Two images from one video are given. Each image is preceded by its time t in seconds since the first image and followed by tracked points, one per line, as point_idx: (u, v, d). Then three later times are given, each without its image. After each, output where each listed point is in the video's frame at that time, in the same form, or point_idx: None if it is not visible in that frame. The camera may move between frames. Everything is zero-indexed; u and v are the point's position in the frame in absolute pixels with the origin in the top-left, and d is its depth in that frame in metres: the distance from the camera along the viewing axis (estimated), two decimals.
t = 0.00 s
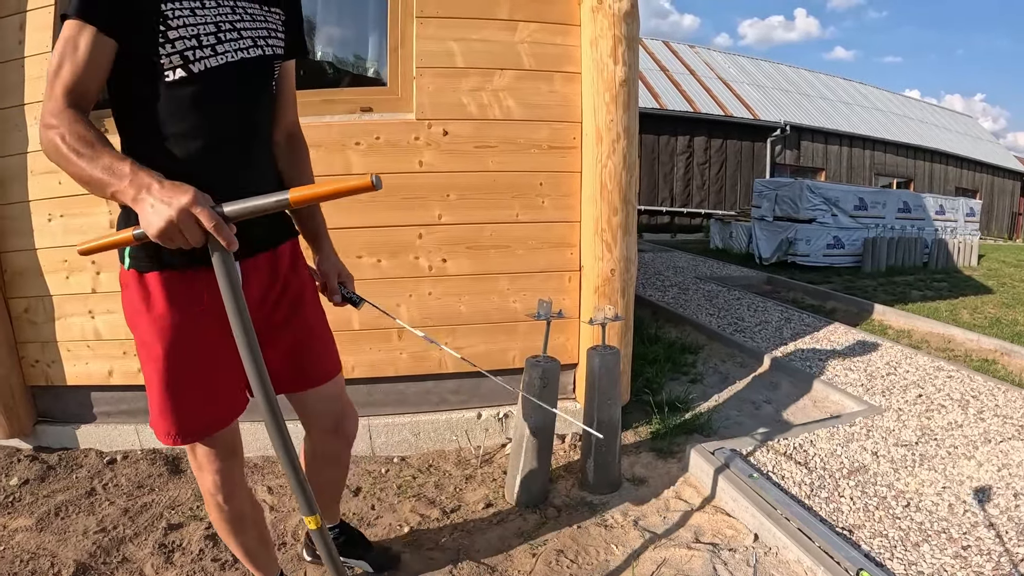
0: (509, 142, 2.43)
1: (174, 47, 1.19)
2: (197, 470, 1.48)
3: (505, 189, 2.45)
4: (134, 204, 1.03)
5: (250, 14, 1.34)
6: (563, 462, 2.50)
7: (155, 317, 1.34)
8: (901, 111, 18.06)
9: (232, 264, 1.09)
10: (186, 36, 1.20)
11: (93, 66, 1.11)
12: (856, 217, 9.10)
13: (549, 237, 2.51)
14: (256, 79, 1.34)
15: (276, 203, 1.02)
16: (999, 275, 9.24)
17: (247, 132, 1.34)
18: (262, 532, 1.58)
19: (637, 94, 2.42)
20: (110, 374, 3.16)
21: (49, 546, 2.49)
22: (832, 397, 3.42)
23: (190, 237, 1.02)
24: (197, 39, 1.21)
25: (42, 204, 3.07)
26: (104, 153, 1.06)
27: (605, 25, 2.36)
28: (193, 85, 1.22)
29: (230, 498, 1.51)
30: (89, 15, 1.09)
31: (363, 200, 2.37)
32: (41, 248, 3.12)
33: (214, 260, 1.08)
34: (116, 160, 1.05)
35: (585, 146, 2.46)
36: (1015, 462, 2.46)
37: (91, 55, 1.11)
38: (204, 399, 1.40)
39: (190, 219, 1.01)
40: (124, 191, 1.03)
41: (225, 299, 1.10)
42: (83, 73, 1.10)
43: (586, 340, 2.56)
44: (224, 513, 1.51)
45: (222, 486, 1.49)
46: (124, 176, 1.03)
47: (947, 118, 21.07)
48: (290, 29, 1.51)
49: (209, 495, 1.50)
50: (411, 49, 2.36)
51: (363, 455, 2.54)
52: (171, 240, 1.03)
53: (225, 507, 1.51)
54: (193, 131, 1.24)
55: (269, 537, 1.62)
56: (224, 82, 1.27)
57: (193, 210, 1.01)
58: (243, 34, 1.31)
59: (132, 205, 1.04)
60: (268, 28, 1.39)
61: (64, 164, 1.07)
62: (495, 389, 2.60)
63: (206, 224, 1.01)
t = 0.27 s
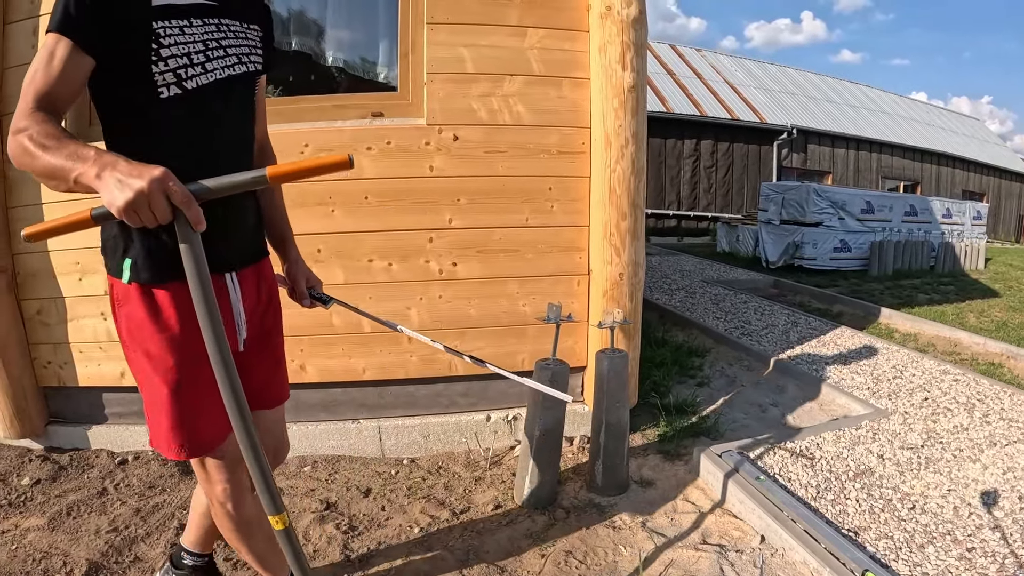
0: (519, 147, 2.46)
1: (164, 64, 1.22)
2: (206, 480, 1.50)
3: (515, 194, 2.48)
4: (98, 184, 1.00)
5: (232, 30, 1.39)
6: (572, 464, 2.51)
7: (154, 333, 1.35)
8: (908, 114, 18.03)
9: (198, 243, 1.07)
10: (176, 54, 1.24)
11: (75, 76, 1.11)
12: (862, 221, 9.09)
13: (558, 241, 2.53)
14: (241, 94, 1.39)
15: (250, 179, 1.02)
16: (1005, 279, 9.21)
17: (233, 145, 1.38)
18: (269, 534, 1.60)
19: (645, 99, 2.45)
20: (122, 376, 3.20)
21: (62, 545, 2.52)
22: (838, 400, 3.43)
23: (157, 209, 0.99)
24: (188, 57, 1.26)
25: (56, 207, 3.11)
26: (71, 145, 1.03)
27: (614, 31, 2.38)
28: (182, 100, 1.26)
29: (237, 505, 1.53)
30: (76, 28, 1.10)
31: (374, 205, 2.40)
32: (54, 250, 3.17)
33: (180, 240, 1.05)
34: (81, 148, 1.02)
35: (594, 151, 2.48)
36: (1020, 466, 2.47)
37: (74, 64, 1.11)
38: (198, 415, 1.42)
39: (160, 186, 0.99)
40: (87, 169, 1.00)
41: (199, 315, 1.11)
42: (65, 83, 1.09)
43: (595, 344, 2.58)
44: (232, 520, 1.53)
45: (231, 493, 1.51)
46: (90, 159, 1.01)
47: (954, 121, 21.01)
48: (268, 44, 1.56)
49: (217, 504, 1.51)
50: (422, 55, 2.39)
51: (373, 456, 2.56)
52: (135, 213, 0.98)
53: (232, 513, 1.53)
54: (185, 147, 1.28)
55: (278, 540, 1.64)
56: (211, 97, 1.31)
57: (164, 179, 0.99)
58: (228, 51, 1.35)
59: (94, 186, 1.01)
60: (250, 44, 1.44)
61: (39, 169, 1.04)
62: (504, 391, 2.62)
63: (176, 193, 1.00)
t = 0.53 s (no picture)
0: (537, 160, 2.56)
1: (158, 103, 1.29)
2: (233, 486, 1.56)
3: (534, 204, 2.57)
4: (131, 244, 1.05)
5: (229, 72, 1.46)
6: (588, 466, 2.59)
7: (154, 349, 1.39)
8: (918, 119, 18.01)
9: (226, 307, 1.10)
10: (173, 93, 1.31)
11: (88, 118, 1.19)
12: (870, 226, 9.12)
13: (575, 250, 2.63)
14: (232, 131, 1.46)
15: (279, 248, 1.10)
16: (1014, 284, 9.20)
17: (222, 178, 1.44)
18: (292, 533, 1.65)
19: (659, 113, 2.55)
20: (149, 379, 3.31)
21: (92, 544, 2.60)
22: (845, 405, 3.49)
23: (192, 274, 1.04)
24: (185, 97, 1.33)
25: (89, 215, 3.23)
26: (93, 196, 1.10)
27: (630, 47, 2.50)
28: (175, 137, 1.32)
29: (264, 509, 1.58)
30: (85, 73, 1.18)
31: (398, 214, 2.49)
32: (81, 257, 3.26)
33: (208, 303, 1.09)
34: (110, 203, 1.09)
35: (611, 164, 2.58)
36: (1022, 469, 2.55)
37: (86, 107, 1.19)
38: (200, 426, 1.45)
39: (199, 255, 1.04)
40: (119, 227, 1.07)
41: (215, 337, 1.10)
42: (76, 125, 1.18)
43: (611, 350, 2.66)
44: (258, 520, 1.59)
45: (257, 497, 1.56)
46: (122, 216, 1.08)
47: (965, 125, 20.95)
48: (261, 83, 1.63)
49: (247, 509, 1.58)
50: (445, 69, 2.50)
51: (394, 458, 2.64)
52: (171, 275, 1.04)
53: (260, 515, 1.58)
54: (178, 181, 1.35)
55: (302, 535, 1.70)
56: (203, 134, 1.38)
57: (201, 248, 1.05)
58: (221, 92, 1.42)
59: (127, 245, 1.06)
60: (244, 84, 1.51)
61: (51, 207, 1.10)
62: (522, 395, 2.71)
63: (211, 262, 1.05)
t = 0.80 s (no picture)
0: (553, 171, 2.71)
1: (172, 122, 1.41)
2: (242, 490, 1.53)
3: (550, 213, 2.72)
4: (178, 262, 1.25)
5: (237, 97, 1.59)
6: (601, 461, 2.72)
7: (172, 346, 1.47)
8: (925, 121, 18.05)
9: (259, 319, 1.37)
10: (185, 115, 1.43)
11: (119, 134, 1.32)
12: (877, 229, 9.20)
13: (589, 256, 2.78)
14: (236, 151, 1.58)
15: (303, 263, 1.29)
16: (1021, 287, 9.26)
17: (226, 194, 1.55)
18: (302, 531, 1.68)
19: (669, 127, 2.72)
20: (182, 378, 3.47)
21: (129, 536, 2.74)
22: (847, 405, 3.62)
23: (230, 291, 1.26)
24: (200, 114, 1.47)
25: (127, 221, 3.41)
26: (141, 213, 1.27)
27: (641, 64, 2.67)
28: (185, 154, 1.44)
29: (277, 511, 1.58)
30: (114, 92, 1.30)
31: (422, 223, 2.64)
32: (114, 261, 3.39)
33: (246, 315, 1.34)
34: (161, 220, 1.27)
35: (622, 175, 2.74)
36: (1015, 466, 2.73)
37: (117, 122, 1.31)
38: (216, 420, 1.47)
39: (239, 274, 1.26)
40: (167, 244, 1.25)
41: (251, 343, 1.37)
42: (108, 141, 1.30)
43: (622, 352, 2.81)
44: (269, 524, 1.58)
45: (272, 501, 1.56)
46: (169, 233, 1.26)
47: (973, 128, 20.95)
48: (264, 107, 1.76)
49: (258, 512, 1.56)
50: (465, 84, 2.67)
51: (416, 454, 2.78)
52: (213, 290, 1.24)
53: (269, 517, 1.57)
54: (191, 190, 1.47)
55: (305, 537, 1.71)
56: (211, 152, 1.50)
57: (240, 268, 1.27)
58: (232, 112, 1.56)
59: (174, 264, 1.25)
60: (249, 109, 1.64)
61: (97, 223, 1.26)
62: (538, 394, 2.85)
63: (248, 280, 1.27)
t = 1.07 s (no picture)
0: (565, 189, 2.93)
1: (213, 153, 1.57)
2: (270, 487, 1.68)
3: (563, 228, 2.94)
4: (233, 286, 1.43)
5: (263, 126, 1.76)
6: (608, 457, 2.93)
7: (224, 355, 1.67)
8: (932, 126, 18.14)
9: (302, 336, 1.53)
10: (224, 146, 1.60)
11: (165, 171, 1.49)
12: (881, 235, 9.36)
13: (598, 268, 3.00)
14: (268, 175, 1.75)
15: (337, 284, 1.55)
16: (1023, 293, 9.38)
17: (261, 215, 1.73)
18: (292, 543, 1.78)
19: (672, 148, 2.93)
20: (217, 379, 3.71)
21: (172, 525, 2.97)
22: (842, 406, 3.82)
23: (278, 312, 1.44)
24: (242, 146, 1.64)
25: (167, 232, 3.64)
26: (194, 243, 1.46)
27: (647, 89, 2.89)
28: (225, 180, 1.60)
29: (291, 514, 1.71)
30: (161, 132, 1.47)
31: (445, 237, 2.87)
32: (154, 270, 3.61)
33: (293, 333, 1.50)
34: (214, 250, 1.46)
35: (629, 193, 2.96)
36: (996, 465, 2.92)
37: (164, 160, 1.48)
38: (254, 425, 1.66)
39: (285, 297, 1.45)
40: (223, 270, 1.44)
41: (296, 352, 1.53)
42: (155, 177, 1.47)
43: (628, 356, 3.02)
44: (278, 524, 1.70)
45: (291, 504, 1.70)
46: (223, 261, 1.45)
47: (980, 132, 21.01)
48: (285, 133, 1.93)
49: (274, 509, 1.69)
50: (485, 109, 2.89)
51: (437, 450, 3.00)
52: (264, 312, 1.43)
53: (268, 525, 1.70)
54: (236, 215, 1.64)
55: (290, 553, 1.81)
56: (251, 180, 1.68)
57: (286, 291, 1.46)
58: (266, 142, 1.74)
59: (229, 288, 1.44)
60: (274, 137, 1.81)
61: (154, 253, 1.45)
62: (550, 396, 3.07)
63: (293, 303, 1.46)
